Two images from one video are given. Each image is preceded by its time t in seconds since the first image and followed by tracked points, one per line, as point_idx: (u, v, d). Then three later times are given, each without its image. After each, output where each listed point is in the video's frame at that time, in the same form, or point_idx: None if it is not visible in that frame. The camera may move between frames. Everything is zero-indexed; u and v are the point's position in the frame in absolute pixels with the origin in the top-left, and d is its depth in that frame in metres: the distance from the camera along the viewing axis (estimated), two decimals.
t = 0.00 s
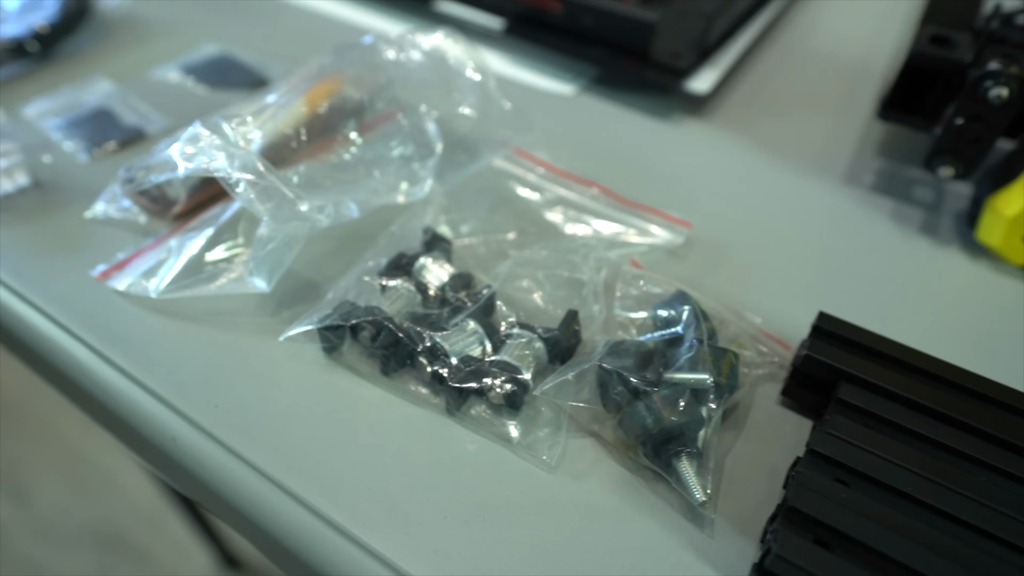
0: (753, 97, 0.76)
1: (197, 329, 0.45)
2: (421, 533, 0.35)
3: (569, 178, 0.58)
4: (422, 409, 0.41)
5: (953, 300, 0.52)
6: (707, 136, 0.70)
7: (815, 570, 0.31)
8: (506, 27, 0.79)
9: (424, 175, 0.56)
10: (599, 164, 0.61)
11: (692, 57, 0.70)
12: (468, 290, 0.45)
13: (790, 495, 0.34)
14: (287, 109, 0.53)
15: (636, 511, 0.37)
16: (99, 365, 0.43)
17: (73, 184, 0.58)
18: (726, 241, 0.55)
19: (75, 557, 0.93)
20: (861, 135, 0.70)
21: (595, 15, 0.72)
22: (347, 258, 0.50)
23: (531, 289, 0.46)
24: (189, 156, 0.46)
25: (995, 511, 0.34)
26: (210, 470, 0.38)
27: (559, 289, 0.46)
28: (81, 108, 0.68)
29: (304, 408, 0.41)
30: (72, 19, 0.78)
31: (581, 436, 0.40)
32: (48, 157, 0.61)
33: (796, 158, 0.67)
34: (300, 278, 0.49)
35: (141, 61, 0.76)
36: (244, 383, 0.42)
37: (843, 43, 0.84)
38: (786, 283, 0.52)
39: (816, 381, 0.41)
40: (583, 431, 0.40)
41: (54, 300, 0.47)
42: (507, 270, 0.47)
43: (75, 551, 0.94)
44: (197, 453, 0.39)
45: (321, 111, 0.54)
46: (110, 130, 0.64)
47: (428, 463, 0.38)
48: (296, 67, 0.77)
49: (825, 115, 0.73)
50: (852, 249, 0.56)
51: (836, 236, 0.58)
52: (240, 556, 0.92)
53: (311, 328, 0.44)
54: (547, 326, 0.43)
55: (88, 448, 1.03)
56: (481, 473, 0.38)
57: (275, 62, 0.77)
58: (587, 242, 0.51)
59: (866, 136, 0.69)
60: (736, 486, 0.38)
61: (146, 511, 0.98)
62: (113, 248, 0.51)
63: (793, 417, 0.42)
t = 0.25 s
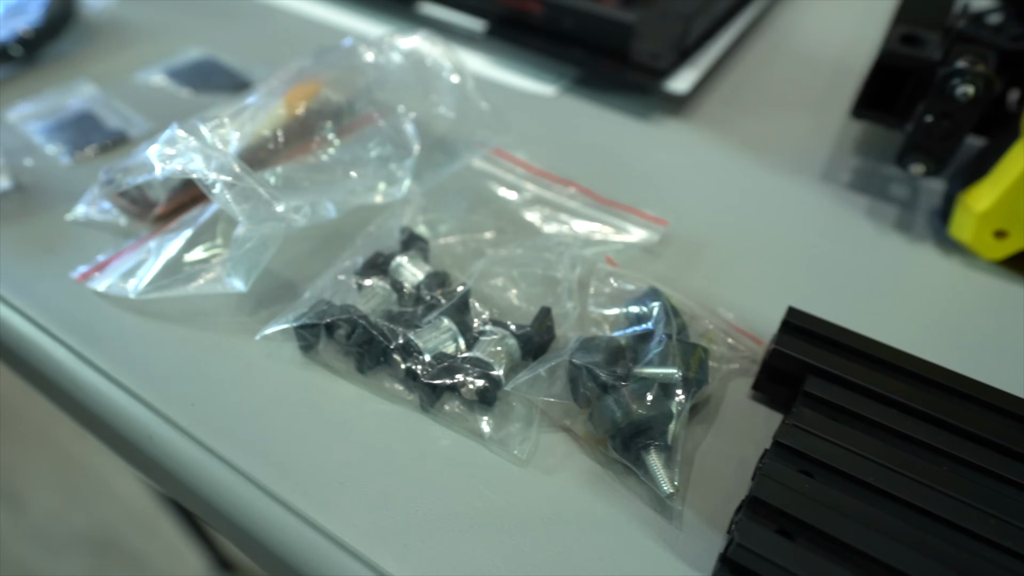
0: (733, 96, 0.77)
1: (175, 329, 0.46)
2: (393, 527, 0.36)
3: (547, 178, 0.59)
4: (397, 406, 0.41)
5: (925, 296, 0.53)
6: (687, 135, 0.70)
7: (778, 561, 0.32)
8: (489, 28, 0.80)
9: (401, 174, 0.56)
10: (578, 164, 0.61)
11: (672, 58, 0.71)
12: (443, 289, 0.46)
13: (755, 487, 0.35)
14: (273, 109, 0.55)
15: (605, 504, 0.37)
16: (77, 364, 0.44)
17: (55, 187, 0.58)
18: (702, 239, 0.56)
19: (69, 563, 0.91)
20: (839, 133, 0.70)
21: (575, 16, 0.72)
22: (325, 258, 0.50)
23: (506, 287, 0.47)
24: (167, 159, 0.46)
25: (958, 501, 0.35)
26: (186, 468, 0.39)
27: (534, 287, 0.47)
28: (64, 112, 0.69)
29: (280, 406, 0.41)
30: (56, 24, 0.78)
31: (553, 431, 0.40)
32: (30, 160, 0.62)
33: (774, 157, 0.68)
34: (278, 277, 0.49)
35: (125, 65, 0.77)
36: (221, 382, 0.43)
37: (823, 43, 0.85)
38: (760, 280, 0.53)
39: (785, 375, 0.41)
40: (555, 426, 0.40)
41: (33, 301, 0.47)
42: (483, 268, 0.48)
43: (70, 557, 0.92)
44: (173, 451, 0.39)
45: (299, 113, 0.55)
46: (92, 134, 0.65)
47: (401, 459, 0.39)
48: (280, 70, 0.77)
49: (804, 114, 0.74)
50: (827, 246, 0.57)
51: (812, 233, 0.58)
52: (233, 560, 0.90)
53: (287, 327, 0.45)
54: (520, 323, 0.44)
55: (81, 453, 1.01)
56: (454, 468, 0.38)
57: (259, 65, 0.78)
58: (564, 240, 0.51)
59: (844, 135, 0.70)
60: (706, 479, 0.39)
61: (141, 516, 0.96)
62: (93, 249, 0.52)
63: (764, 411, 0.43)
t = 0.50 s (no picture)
0: (711, 96, 0.77)
1: (151, 328, 0.46)
2: (363, 521, 0.36)
3: (523, 177, 0.59)
4: (369, 402, 0.42)
5: (896, 291, 0.54)
6: (665, 135, 0.71)
7: (738, 550, 0.33)
8: (470, 30, 0.80)
9: (378, 174, 0.57)
10: (555, 163, 0.62)
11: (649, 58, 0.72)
12: (416, 286, 0.46)
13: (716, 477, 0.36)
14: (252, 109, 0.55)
15: (573, 497, 0.38)
16: (52, 364, 0.44)
17: (34, 190, 0.58)
18: (677, 236, 0.57)
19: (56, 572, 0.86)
20: (815, 132, 0.71)
21: (554, 17, 0.73)
22: (301, 257, 0.50)
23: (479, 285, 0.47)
24: (143, 160, 0.47)
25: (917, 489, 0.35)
26: (159, 465, 0.39)
27: (507, 285, 0.48)
28: (45, 115, 0.69)
29: (254, 403, 0.42)
30: (38, 28, 0.78)
31: (523, 426, 0.41)
32: (10, 164, 0.62)
33: (750, 156, 0.68)
34: (254, 276, 0.49)
35: (107, 68, 0.77)
36: (195, 380, 0.43)
37: (802, 42, 0.86)
38: (733, 276, 0.53)
39: (752, 369, 0.42)
40: (526, 421, 0.41)
41: (10, 302, 0.48)
42: (457, 266, 0.48)
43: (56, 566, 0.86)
44: (147, 448, 0.40)
45: (276, 114, 0.56)
46: (72, 137, 0.65)
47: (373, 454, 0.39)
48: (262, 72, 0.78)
49: (780, 113, 0.74)
50: (800, 243, 0.58)
51: (785, 231, 0.59)
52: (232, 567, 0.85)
53: (262, 325, 0.45)
54: (492, 320, 0.44)
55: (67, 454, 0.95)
56: (424, 463, 0.39)
57: (241, 68, 0.78)
58: (539, 238, 0.52)
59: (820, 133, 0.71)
60: (673, 471, 0.39)
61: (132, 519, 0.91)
62: (71, 250, 0.52)
63: (734, 405, 0.43)
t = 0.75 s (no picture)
0: (693, 94, 0.78)
1: (130, 324, 0.46)
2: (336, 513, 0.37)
3: (502, 174, 0.60)
4: (345, 396, 0.42)
5: (870, 285, 0.54)
6: (647, 133, 0.71)
7: (704, 538, 0.33)
8: (454, 30, 0.81)
9: (357, 173, 0.58)
10: (535, 160, 0.62)
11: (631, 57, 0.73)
12: (393, 282, 0.47)
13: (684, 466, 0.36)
14: (236, 109, 0.56)
15: (545, 487, 0.38)
16: (31, 359, 0.44)
17: (16, 189, 0.59)
18: (655, 232, 0.57)
19: None
20: (795, 129, 0.72)
21: (536, 17, 0.74)
22: (280, 253, 0.51)
23: (456, 280, 0.48)
24: (122, 156, 0.48)
25: (880, 477, 0.36)
26: (137, 458, 0.40)
27: (484, 280, 0.48)
28: (29, 115, 0.69)
29: (231, 397, 0.42)
30: (22, 30, 0.79)
31: (498, 418, 0.41)
32: None
33: (730, 153, 0.69)
34: (233, 273, 0.50)
35: (92, 69, 0.77)
36: (173, 374, 0.43)
37: (784, 41, 0.87)
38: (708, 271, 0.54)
39: (723, 360, 0.43)
40: (500, 413, 0.41)
41: None
42: (434, 262, 0.49)
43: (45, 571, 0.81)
44: (124, 441, 0.40)
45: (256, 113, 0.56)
46: (56, 136, 0.65)
47: (349, 447, 0.40)
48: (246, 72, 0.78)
49: (761, 111, 0.75)
50: (777, 239, 0.58)
51: (763, 227, 0.60)
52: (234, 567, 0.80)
53: (240, 320, 0.46)
54: (467, 314, 0.45)
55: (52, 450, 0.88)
56: (399, 455, 0.39)
57: (226, 69, 0.79)
58: (516, 234, 0.53)
59: (800, 130, 0.71)
60: (644, 462, 0.40)
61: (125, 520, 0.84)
62: (51, 248, 0.52)
63: (706, 397, 0.44)
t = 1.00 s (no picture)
0: (673, 92, 0.78)
1: (108, 322, 0.47)
2: (309, 505, 0.37)
3: (480, 172, 0.60)
4: (320, 390, 0.43)
5: (843, 281, 0.55)
6: (627, 131, 0.72)
7: (667, 526, 0.34)
8: (436, 29, 0.81)
9: (335, 170, 0.58)
10: (514, 158, 0.63)
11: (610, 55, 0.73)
12: (368, 278, 0.47)
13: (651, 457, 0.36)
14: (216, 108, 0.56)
15: (516, 479, 0.39)
16: (8, 356, 0.44)
17: None
18: (632, 228, 0.58)
19: None
20: (774, 126, 0.72)
21: (516, 16, 0.74)
22: (258, 250, 0.51)
23: (431, 276, 0.48)
24: (97, 151, 0.48)
25: (843, 465, 0.36)
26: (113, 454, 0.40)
27: (459, 275, 0.49)
28: (11, 116, 0.70)
29: (207, 393, 0.43)
30: (5, 32, 0.79)
31: (470, 412, 0.42)
32: None
33: (709, 150, 0.70)
34: (211, 270, 0.50)
35: (75, 70, 0.78)
36: (149, 370, 0.44)
37: (764, 40, 0.87)
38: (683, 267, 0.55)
39: (691, 353, 0.43)
40: (473, 406, 0.42)
41: None
42: (410, 258, 0.49)
43: None
44: (100, 437, 0.41)
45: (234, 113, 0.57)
46: (38, 137, 0.66)
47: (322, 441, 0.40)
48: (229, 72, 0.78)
49: (741, 108, 0.76)
50: (753, 235, 0.59)
51: (739, 223, 0.60)
52: None
53: (217, 317, 0.46)
54: (441, 309, 0.45)
55: None
56: (372, 449, 0.40)
57: (209, 69, 0.79)
58: (492, 230, 0.53)
59: (778, 127, 0.72)
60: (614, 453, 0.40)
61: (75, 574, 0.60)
62: (30, 247, 0.52)
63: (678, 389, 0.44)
